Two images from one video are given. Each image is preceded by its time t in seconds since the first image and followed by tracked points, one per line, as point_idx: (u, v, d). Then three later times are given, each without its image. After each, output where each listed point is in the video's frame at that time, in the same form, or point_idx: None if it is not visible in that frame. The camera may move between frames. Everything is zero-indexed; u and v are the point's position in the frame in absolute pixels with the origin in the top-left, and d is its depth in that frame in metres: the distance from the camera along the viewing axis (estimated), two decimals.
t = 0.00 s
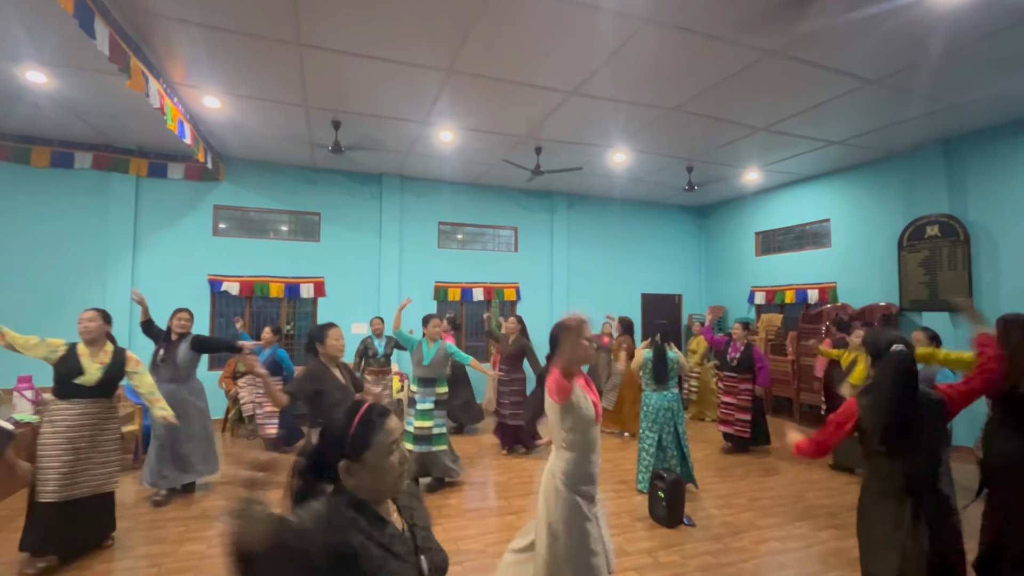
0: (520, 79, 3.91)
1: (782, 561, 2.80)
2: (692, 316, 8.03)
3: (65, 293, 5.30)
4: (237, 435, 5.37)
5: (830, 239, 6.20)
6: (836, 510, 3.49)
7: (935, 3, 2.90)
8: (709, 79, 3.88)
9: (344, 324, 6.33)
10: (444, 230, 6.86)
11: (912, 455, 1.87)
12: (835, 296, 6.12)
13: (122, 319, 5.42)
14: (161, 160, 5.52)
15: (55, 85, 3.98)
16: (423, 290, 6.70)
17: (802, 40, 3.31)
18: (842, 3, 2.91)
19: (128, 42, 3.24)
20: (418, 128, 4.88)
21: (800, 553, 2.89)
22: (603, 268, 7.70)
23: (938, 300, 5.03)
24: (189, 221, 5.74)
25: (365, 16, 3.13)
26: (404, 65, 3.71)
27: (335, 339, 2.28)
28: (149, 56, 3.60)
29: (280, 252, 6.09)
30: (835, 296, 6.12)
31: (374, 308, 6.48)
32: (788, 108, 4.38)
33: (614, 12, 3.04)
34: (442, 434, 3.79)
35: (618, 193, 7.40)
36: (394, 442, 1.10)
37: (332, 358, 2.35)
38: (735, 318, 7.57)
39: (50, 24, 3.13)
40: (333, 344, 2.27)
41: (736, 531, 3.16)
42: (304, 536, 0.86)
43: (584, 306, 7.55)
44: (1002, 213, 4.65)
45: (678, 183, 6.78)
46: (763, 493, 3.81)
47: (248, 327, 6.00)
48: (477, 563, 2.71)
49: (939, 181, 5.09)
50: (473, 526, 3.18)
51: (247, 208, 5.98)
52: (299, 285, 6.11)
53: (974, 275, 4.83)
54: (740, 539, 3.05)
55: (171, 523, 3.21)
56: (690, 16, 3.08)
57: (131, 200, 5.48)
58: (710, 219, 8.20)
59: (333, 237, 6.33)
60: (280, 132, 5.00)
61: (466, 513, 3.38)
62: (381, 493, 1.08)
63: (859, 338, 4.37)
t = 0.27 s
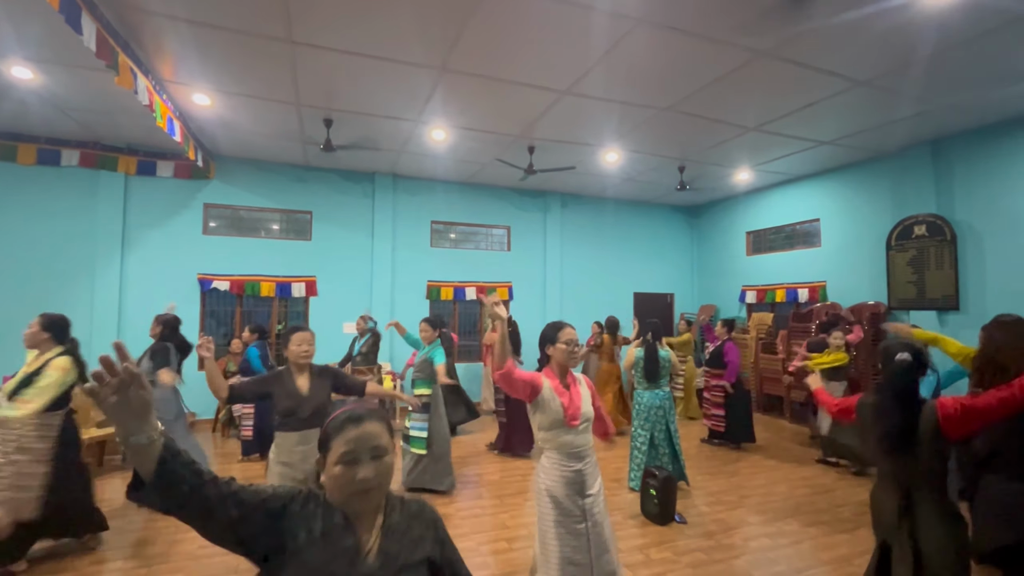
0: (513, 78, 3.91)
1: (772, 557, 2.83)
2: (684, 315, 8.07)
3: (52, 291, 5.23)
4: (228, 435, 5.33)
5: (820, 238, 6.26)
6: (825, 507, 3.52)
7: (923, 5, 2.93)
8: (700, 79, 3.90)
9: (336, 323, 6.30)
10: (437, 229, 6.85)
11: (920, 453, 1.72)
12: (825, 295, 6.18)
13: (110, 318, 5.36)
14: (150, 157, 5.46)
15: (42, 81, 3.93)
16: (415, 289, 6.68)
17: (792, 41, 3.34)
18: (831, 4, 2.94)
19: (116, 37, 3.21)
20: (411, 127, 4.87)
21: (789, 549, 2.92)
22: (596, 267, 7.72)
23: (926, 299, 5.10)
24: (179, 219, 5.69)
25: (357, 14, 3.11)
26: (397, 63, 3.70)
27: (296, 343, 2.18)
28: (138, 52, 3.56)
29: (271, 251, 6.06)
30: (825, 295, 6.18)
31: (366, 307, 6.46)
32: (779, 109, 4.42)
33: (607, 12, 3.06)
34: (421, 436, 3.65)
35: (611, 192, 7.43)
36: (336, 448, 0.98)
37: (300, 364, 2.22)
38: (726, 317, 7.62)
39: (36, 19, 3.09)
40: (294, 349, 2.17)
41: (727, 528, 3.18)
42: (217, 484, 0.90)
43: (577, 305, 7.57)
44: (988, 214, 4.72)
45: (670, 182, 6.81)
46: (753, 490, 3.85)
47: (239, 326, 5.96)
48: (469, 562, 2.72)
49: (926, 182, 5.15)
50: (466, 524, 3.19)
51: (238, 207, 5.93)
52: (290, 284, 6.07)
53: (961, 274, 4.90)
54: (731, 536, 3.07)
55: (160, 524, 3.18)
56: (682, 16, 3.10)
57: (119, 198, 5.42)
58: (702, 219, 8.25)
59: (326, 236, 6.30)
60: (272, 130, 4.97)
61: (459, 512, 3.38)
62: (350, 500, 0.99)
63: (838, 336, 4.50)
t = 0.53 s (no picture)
0: (505, 75, 3.90)
1: (761, 553, 2.85)
2: (675, 313, 8.11)
3: (37, 290, 5.15)
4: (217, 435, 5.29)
5: (810, 237, 6.32)
6: (814, 502, 3.56)
7: (910, 6, 2.96)
8: (691, 78, 3.92)
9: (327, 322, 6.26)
10: (429, 227, 6.83)
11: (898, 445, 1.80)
12: (814, 293, 6.24)
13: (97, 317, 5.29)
14: (137, 154, 5.39)
15: (25, 75, 3.87)
16: (407, 287, 6.66)
17: (782, 41, 3.36)
18: (820, 5, 2.96)
19: (101, 31, 3.16)
20: (402, 124, 4.84)
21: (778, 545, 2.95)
22: (588, 265, 7.74)
23: (913, 297, 5.16)
24: (167, 217, 5.62)
25: (346, 10, 3.09)
26: (389, 60, 3.68)
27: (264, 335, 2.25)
28: (124, 46, 3.51)
29: (261, 249, 6.01)
30: (814, 293, 6.24)
31: (358, 306, 6.43)
32: (769, 108, 4.45)
33: (600, 11, 3.06)
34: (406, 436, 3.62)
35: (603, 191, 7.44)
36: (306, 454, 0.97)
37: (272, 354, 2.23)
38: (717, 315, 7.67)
39: (19, 12, 3.03)
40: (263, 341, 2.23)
41: (717, 524, 3.21)
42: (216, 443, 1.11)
43: (569, 303, 7.58)
44: (973, 213, 4.79)
45: (662, 181, 6.84)
46: (743, 486, 3.88)
47: (229, 325, 5.90)
48: (461, 560, 2.72)
49: (914, 181, 5.21)
50: (458, 522, 3.19)
51: (228, 204, 5.88)
52: (281, 283, 6.03)
53: (947, 273, 4.97)
54: (721, 532, 3.10)
55: (149, 525, 3.15)
56: (673, 15, 3.10)
57: (106, 196, 5.34)
58: (693, 217, 8.29)
59: (316, 234, 6.26)
60: (261, 127, 4.92)
61: (451, 511, 3.38)
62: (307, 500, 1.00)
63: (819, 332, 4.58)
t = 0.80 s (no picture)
0: (498, 75, 3.90)
1: (754, 551, 2.87)
2: (669, 313, 8.14)
3: (26, 290, 5.09)
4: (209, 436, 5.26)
5: (802, 237, 6.36)
6: (806, 501, 3.59)
7: (900, 8, 2.99)
8: (684, 79, 3.93)
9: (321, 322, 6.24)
10: (423, 227, 6.82)
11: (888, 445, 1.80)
12: (806, 293, 6.28)
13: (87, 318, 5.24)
14: (128, 153, 5.34)
15: (14, 73, 3.83)
16: (401, 287, 6.65)
17: (775, 42, 3.38)
18: (812, 6, 2.98)
19: (91, 30, 3.13)
20: (396, 124, 4.84)
21: (770, 543, 2.96)
22: (582, 265, 7.75)
23: (903, 297, 5.21)
24: (159, 217, 5.58)
25: (339, 9, 3.08)
26: (381, 59, 3.67)
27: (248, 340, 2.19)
28: (114, 44, 3.48)
29: (254, 249, 5.97)
30: (807, 293, 6.28)
31: (352, 306, 6.41)
32: (761, 109, 4.47)
33: (594, 10, 3.06)
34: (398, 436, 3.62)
35: (597, 191, 7.47)
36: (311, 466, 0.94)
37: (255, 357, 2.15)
38: (710, 315, 7.71)
39: (8, 9, 3.00)
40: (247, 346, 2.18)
41: (710, 523, 3.22)
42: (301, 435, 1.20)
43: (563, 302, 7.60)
44: (963, 213, 4.84)
45: (655, 181, 6.86)
46: (736, 485, 3.90)
47: (221, 325, 5.86)
48: (454, 560, 2.72)
49: (904, 182, 5.26)
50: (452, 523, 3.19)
51: (220, 204, 5.84)
52: (274, 283, 6.00)
53: (937, 272, 5.01)
54: (714, 531, 3.12)
55: (139, 527, 3.12)
56: (666, 16, 3.11)
57: (96, 195, 5.29)
58: (686, 218, 8.33)
59: (309, 234, 6.23)
60: (254, 126, 4.90)
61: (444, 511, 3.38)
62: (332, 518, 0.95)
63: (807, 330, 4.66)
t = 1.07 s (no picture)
0: (494, 74, 3.90)
1: (749, 548, 2.88)
2: (665, 312, 8.16)
3: (18, 291, 5.05)
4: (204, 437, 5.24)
5: (797, 236, 6.39)
6: (801, 498, 3.60)
7: (894, 8, 3.01)
8: (680, 78, 3.94)
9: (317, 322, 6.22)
10: (419, 227, 6.81)
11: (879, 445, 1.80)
12: (801, 292, 6.31)
13: (81, 318, 5.20)
14: (122, 152, 5.30)
15: (6, 72, 3.79)
16: (397, 287, 6.64)
17: (770, 41, 3.40)
18: (807, 5, 2.99)
19: (84, 27, 3.11)
20: (392, 123, 4.83)
21: (766, 540, 2.98)
22: (578, 264, 7.76)
23: (897, 296, 5.25)
24: (153, 216, 5.55)
25: (335, 8, 3.08)
26: (377, 58, 3.66)
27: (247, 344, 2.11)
28: (108, 42, 3.45)
29: (249, 249, 5.95)
30: (801, 292, 6.31)
31: (348, 306, 6.40)
32: (757, 109, 4.49)
33: (592, 10, 3.07)
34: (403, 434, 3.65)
35: (593, 191, 7.48)
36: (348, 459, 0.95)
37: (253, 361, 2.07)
38: (706, 314, 7.73)
39: None
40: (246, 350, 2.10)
41: (706, 521, 3.24)
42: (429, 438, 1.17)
43: (559, 302, 7.61)
44: (956, 212, 4.87)
45: (651, 181, 6.88)
46: (732, 483, 3.92)
47: (216, 325, 5.83)
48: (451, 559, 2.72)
49: (898, 181, 5.29)
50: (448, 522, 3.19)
51: (215, 203, 5.81)
52: (269, 282, 5.98)
53: (930, 271, 5.05)
54: (710, 528, 3.13)
55: (135, 527, 3.10)
56: (662, 15, 3.12)
57: (89, 194, 5.26)
58: (682, 217, 8.36)
59: (305, 234, 6.21)
60: (249, 125, 4.88)
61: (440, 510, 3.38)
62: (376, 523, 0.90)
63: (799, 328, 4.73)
